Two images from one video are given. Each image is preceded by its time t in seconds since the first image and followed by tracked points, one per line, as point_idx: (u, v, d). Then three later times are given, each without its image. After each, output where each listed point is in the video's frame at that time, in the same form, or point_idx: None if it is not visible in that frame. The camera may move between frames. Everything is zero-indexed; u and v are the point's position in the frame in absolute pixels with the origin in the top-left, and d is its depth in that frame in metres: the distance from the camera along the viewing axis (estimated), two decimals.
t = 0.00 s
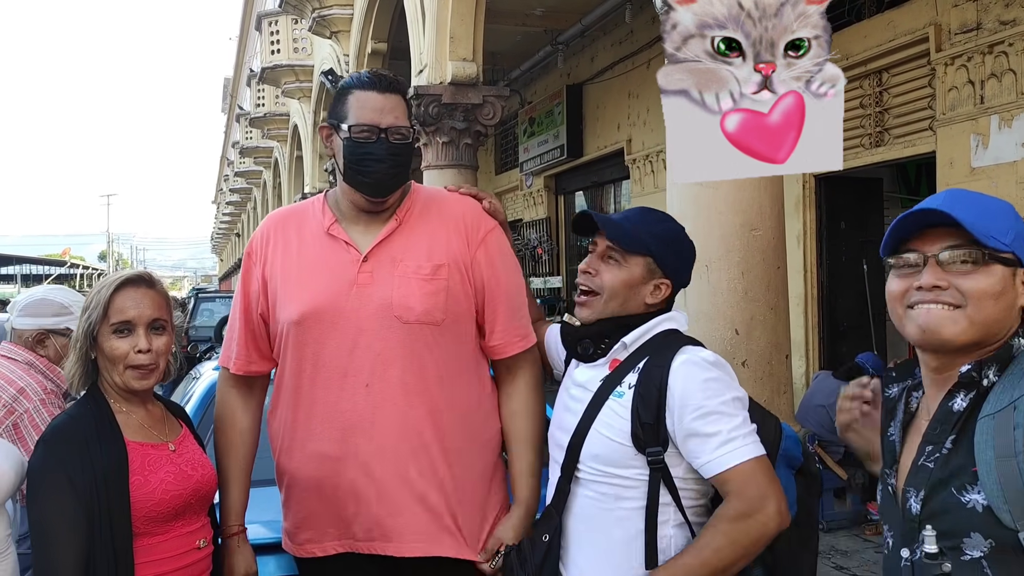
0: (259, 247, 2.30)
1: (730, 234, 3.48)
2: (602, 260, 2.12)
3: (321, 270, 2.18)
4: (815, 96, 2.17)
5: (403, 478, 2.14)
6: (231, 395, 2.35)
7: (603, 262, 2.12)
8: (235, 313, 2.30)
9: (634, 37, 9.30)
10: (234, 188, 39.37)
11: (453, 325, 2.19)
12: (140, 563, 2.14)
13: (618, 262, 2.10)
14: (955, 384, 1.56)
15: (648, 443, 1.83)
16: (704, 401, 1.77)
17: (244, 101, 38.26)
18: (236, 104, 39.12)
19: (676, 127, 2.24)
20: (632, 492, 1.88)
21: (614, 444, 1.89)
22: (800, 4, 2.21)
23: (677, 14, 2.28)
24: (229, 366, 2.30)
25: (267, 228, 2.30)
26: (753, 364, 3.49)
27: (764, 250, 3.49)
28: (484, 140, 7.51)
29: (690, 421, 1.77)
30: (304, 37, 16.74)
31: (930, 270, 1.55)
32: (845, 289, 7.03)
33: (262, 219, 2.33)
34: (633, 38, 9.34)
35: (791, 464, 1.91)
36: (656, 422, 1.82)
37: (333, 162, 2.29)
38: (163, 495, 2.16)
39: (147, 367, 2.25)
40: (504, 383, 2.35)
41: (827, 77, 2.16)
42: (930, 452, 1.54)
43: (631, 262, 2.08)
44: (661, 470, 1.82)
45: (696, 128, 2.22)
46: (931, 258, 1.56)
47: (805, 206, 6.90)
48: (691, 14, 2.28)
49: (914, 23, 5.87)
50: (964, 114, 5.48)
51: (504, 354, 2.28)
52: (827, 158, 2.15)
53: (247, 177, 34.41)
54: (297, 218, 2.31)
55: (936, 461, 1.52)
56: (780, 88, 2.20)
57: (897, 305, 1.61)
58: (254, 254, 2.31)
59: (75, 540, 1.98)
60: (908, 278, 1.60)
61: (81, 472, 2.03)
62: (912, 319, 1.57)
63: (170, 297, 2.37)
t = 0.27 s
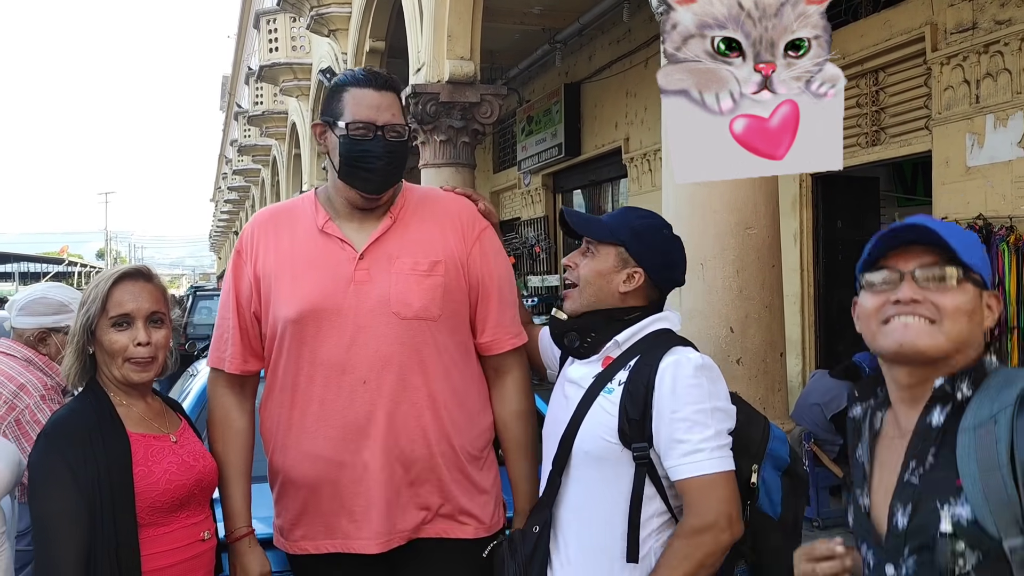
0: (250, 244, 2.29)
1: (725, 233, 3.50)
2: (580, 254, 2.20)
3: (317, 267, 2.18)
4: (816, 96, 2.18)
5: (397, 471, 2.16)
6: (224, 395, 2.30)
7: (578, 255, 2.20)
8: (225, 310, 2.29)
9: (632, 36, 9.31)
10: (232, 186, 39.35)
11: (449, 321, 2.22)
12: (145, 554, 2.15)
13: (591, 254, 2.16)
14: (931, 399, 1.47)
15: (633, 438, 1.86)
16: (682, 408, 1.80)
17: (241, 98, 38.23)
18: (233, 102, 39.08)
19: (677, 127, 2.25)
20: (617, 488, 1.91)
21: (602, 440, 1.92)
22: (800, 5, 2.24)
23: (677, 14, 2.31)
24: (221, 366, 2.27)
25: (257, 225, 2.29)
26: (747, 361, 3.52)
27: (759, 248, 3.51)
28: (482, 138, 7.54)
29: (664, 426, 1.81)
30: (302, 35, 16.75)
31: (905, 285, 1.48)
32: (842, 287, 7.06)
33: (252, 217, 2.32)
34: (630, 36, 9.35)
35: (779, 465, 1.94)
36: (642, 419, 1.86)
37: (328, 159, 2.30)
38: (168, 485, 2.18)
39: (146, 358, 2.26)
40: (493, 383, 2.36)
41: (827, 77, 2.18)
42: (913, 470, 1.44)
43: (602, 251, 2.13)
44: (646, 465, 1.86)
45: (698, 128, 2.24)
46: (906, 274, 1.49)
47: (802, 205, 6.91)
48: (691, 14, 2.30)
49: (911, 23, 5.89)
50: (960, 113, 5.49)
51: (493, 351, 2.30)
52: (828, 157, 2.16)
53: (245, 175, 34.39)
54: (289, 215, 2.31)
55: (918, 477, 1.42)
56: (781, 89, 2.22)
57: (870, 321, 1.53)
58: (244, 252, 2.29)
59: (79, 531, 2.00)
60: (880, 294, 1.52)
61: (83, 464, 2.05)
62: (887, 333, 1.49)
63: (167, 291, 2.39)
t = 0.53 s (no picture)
0: (240, 238, 2.27)
1: (722, 230, 3.50)
2: (591, 252, 2.19)
3: (311, 260, 2.18)
4: (815, 96, 2.18)
5: (398, 466, 2.16)
6: (219, 391, 2.31)
7: (589, 253, 2.19)
8: (215, 304, 2.28)
9: (630, 34, 9.31)
10: (230, 183, 39.32)
11: (443, 315, 2.22)
12: (145, 549, 2.16)
13: (602, 253, 2.15)
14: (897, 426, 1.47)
15: (636, 436, 1.86)
16: (687, 410, 1.81)
17: (239, 95, 38.16)
18: (232, 98, 38.99)
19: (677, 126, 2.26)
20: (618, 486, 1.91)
21: (604, 436, 1.91)
22: (800, 4, 2.24)
23: (677, 14, 2.33)
24: (210, 361, 2.26)
25: (246, 218, 2.26)
26: (744, 358, 3.52)
27: (756, 245, 3.52)
28: (479, 134, 7.54)
29: (668, 426, 1.82)
30: (301, 32, 16.75)
31: (886, 222, 1.56)
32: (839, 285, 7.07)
33: (241, 209, 2.29)
34: (629, 34, 9.34)
35: (776, 466, 1.98)
36: (645, 417, 1.86)
37: (354, 160, 2.26)
38: (167, 479, 2.18)
39: (144, 349, 2.27)
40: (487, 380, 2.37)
41: (827, 77, 2.17)
42: (899, 507, 1.46)
43: (611, 253, 2.13)
44: (648, 464, 1.86)
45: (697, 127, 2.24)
46: (886, 212, 1.57)
47: (800, 202, 6.90)
48: (691, 14, 2.32)
49: (908, 21, 5.89)
50: (957, 111, 5.50)
51: (487, 344, 2.33)
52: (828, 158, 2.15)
53: (243, 172, 34.38)
54: (280, 209, 2.30)
55: (906, 513, 1.44)
56: (781, 90, 2.21)
57: (857, 262, 1.59)
58: (233, 247, 2.28)
59: (80, 525, 2.00)
60: (865, 235, 1.59)
61: (82, 460, 2.05)
62: (874, 272, 1.55)
63: (163, 284, 2.39)
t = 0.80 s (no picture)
0: (237, 229, 2.27)
1: (718, 226, 3.51)
2: (584, 248, 2.19)
3: (308, 254, 2.18)
4: (816, 96, 2.19)
5: (397, 463, 2.17)
6: (218, 382, 2.31)
7: (583, 249, 2.19)
8: (213, 295, 2.28)
9: (628, 31, 9.31)
10: (228, 180, 39.29)
11: (440, 310, 2.23)
12: (141, 550, 2.16)
13: (595, 250, 2.15)
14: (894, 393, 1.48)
15: (627, 436, 1.88)
16: (670, 410, 1.83)
17: (237, 92, 38.10)
18: (229, 95, 38.92)
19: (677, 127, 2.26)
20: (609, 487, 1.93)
21: (596, 437, 1.93)
22: (800, 5, 2.23)
23: (677, 14, 2.32)
24: (207, 352, 2.26)
25: (244, 210, 2.27)
26: (740, 355, 3.53)
27: (751, 242, 3.53)
28: (477, 132, 7.56)
29: (650, 424, 1.85)
30: (298, 29, 16.74)
31: (884, 198, 1.54)
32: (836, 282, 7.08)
33: (239, 200, 2.30)
34: (626, 31, 9.34)
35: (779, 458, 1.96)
36: (635, 417, 1.87)
37: (351, 151, 2.26)
38: (161, 481, 2.18)
39: (140, 348, 2.27)
40: (484, 376, 2.37)
41: (828, 77, 2.18)
42: (899, 471, 1.46)
43: (603, 252, 2.12)
44: (640, 463, 1.87)
45: (698, 127, 2.25)
46: (883, 188, 1.56)
47: (798, 199, 6.90)
48: (691, 14, 2.31)
49: (906, 18, 5.90)
50: (954, 109, 5.51)
51: (482, 342, 2.33)
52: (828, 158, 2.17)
53: (241, 169, 34.35)
54: (278, 201, 2.30)
55: (905, 478, 1.45)
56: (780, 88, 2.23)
57: (856, 239, 1.58)
58: (231, 238, 2.28)
59: (74, 525, 2.01)
60: (863, 212, 1.58)
61: (75, 461, 2.05)
62: (872, 247, 1.55)
63: (160, 282, 2.39)
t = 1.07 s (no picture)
0: (239, 226, 2.27)
1: (717, 224, 3.51)
2: (571, 246, 2.20)
3: (307, 252, 2.18)
4: (815, 96, 2.18)
5: (388, 465, 2.16)
6: (215, 377, 2.30)
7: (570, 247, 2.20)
8: (214, 292, 2.28)
9: (627, 28, 9.30)
10: (228, 179, 39.33)
11: (438, 311, 2.22)
12: (138, 552, 2.17)
13: (580, 247, 2.16)
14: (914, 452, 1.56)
15: (622, 437, 1.88)
16: (671, 413, 1.82)
17: (237, 91, 38.02)
18: (229, 93, 38.93)
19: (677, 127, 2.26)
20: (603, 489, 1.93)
21: (591, 437, 1.93)
22: (800, 5, 2.22)
23: (677, 14, 2.29)
24: (211, 349, 2.28)
25: (246, 207, 2.27)
26: (739, 352, 3.53)
27: (750, 240, 3.53)
28: (476, 130, 7.58)
29: (651, 431, 1.84)
30: (297, 27, 16.74)
31: (895, 256, 1.63)
32: (835, 280, 7.08)
33: (241, 197, 2.30)
34: (626, 29, 9.33)
35: (781, 468, 1.84)
36: (632, 419, 1.87)
37: (353, 151, 2.26)
38: (159, 482, 2.18)
39: (140, 347, 2.27)
40: (483, 378, 2.36)
41: (827, 77, 2.18)
42: (910, 528, 1.54)
43: (588, 248, 2.13)
44: (633, 465, 1.86)
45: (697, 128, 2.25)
46: (895, 246, 1.65)
47: (797, 197, 6.89)
48: (691, 14, 2.28)
49: (905, 15, 5.89)
50: (953, 106, 5.50)
51: (480, 344, 2.32)
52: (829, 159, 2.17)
53: (241, 168, 34.37)
54: (280, 198, 2.30)
55: (917, 534, 1.52)
56: (780, 89, 2.22)
57: (869, 294, 1.67)
58: (233, 234, 2.28)
59: (69, 527, 2.01)
60: (875, 267, 1.67)
61: (70, 462, 2.05)
62: (884, 305, 1.63)
63: (161, 280, 2.39)
